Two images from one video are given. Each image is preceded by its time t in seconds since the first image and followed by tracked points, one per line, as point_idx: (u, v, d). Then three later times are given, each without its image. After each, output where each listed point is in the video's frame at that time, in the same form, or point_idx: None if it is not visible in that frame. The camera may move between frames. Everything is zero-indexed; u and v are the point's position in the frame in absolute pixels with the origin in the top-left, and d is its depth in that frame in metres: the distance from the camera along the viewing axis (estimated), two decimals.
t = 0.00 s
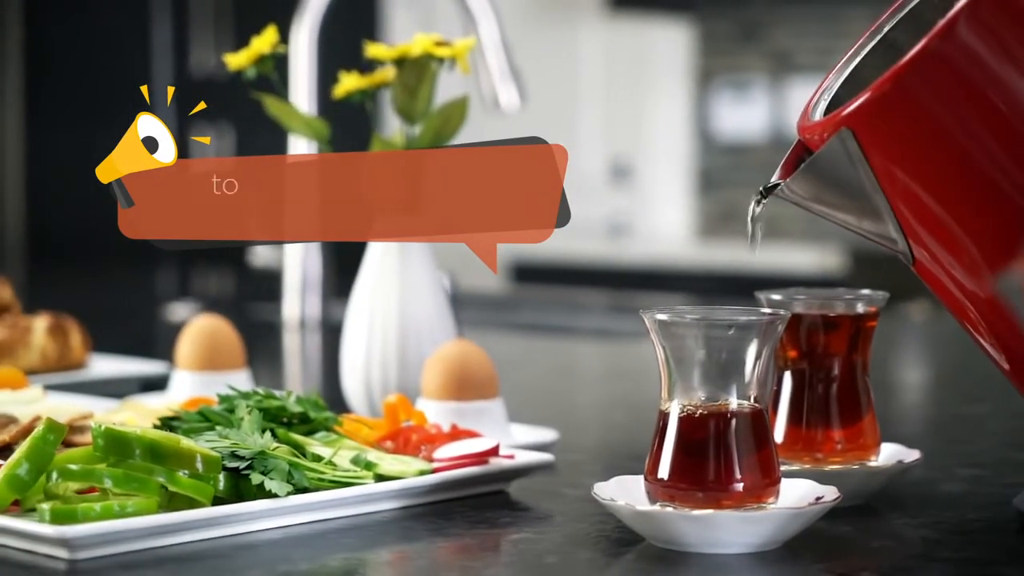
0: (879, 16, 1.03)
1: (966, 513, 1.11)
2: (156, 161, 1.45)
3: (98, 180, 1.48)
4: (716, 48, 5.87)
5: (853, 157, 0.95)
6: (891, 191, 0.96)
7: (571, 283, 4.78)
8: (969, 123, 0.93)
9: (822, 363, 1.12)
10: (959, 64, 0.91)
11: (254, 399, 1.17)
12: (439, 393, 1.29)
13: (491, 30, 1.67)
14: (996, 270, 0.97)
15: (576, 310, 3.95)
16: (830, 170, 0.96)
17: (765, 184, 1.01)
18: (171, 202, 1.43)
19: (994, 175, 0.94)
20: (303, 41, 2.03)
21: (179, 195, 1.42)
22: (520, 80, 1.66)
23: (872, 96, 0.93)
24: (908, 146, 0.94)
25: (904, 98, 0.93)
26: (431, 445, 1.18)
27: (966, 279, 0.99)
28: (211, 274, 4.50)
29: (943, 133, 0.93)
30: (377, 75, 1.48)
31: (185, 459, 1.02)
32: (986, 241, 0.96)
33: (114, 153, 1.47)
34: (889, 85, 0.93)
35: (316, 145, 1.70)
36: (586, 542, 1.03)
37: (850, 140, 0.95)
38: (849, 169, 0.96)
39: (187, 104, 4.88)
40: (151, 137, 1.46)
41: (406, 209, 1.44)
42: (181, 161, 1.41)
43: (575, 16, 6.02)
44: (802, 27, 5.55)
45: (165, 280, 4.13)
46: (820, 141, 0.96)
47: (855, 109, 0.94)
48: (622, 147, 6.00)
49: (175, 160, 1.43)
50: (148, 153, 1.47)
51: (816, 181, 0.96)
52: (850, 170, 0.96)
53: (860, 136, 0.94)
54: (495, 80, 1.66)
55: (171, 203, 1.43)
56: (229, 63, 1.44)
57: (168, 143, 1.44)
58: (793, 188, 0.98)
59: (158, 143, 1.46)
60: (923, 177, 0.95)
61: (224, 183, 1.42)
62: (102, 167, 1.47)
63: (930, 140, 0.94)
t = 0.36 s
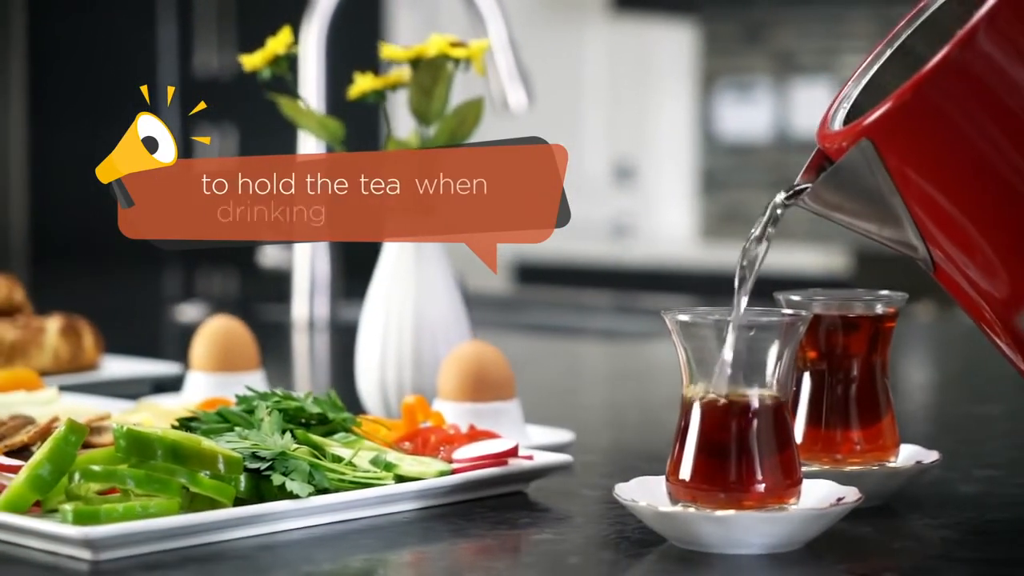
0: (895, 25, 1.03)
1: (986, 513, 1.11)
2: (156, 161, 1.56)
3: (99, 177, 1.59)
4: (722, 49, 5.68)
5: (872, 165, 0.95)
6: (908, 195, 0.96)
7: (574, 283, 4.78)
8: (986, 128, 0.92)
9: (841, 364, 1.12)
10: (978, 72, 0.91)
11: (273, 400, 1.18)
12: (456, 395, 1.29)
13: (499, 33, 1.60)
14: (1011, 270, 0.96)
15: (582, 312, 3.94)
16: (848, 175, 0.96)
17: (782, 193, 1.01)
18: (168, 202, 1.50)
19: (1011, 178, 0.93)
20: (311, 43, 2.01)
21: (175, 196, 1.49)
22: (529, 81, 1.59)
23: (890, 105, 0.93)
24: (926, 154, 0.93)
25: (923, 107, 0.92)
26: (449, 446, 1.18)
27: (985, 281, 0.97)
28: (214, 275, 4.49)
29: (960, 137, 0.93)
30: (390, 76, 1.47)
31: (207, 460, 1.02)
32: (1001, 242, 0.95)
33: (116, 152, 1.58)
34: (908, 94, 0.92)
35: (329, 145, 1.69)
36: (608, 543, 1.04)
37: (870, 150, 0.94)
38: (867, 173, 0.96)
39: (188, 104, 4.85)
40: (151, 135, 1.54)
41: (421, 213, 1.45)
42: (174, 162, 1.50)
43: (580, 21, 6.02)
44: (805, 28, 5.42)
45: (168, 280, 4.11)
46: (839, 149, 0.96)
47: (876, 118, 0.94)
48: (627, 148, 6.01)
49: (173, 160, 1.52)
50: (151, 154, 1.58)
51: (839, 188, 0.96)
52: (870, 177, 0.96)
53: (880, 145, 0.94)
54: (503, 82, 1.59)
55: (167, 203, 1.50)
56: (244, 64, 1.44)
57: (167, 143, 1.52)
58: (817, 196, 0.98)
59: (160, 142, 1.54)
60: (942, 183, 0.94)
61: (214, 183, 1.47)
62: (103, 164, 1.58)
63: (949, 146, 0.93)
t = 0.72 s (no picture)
0: (924, 21, 1.04)
1: (1006, 515, 1.11)
2: (156, 160, 1.64)
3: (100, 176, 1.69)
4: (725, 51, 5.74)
5: (904, 160, 0.97)
6: (939, 189, 0.98)
7: (579, 283, 4.79)
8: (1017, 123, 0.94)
9: (860, 365, 1.12)
10: (1010, 68, 0.93)
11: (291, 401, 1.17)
12: (473, 396, 1.30)
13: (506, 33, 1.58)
14: None
15: (588, 312, 3.94)
16: (880, 171, 0.99)
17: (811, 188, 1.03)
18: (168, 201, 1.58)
19: None
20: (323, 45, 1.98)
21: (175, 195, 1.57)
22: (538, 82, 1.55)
23: (922, 101, 0.95)
24: (956, 150, 0.95)
25: (954, 103, 0.95)
26: (468, 447, 1.18)
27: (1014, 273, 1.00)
28: (219, 275, 4.50)
29: (992, 132, 0.95)
30: (405, 77, 1.46)
31: (228, 460, 1.02)
32: None
33: (116, 151, 1.68)
34: (941, 89, 0.95)
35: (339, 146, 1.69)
36: (629, 544, 1.04)
37: (901, 144, 0.97)
38: (898, 169, 0.98)
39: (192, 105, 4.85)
40: (150, 135, 1.63)
41: (432, 213, 1.43)
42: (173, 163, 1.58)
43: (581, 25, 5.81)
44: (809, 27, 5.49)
45: (175, 280, 4.12)
46: (870, 145, 0.99)
47: (908, 113, 0.96)
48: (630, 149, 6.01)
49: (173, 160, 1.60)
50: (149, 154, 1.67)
51: (868, 183, 0.99)
52: (900, 172, 0.98)
53: (911, 140, 0.96)
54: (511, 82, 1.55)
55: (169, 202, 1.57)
56: (258, 64, 1.44)
57: (167, 144, 1.60)
58: (847, 191, 1.01)
59: (159, 142, 1.63)
60: (972, 177, 0.96)
61: (214, 183, 1.54)
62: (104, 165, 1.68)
63: (981, 141, 0.95)
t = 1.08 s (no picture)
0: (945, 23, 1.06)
1: None
2: (156, 160, 1.70)
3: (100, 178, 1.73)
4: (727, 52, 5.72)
5: (927, 160, 0.99)
6: (962, 189, 1.00)
7: (584, 283, 4.78)
8: None
9: (880, 366, 1.12)
10: None
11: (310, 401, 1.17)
12: (489, 396, 1.30)
13: (517, 36, 1.59)
14: None
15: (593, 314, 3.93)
16: (904, 172, 1.01)
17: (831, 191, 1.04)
18: (171, 201, 1.63)
19: None
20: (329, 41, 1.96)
21: (178, 196, 1.62)
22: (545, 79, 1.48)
23: (945, 101, 0.97)
24: (980, 150, 0.97)
25: (979, 103, 0.96)
26: (487, 447, 1.18)
27: None
28: (222, 276, 4.49)
29: (1015, 132, 0.97)
30: (421, 78, 1.46)
31: (250, 461, 1.02)
32: None
33: (115, 153, 1.74)
34: (965, 90, 0.96)
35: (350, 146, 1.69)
36: (651, 545, 1.04)
37: (926, 145, 0.98)
38: (921, 168, 1.00)
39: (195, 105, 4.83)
40: (150, 135, 1.69)
41: (453, 214, 1.45)
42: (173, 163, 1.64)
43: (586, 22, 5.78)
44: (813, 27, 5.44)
45: (180, 280, 4.11)
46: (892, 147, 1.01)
47: (930, 115, 0.98)
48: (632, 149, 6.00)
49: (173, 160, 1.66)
50: (150, 154, 1.73)
51: (892, 185, 1.01)
52: (924, 173, 1.00)
53: (936, 140, 0.98)
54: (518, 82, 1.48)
55: (171, 201, 1.63)
56: (274, 65, 1.45)
57: (166, 144, 1.67)
58: (870, 194, 1.02)
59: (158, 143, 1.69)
60: (994, 178, 0.99)
61: (214, 183, 1.58)
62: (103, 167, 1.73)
63: (1004, 141, 0.97)
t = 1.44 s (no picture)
0: (971, 22, 1.07)
1: None
2: (156, 161, 1.66)
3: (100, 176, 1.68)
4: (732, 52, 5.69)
5: (949, 157, 0.99)
6: (983, 188, 1.00)
7: (590, 281, 4.79)
8: None
9: (899, 366, 1.12)
10: None
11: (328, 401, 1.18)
12: (506, 396, 1.30)
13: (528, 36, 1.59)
14: None
15: (599, 316, 3.93)
16: (924, 169, 1.01)
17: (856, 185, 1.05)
18: (170, 203, 1.60)
19: None
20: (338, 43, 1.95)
21: (177, 196, 1.59)
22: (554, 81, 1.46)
23: (965, 96, 0.97)
24: (999, 148, 0.98)
25: (999, 99, 0.96)
26: (506, 447, 1.18)
27: None
28: (226, 277, 4.49)
29: None
30: (436, 77, 1.46)
31: (272, 461, 1.02)
32: None
33: (116, 152, 1.68)
34: (985, 86, 0.96)
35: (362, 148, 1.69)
36: (674, 545, 1.04)
37: (946, 139, 0.98)
38: (942, 166, 1.01)
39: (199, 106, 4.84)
40: (150, 136, 1.65)
41: (461, 215, 1.43)
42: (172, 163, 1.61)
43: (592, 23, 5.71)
44: (818, 28, 5.40)
45: (185, 281, 4.11)
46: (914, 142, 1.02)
47: (952, 110, 0.97)
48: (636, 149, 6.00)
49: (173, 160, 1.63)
50: (150, 155, 1.68)
51: (911, 181, 1.02)
52: (946, 170, 1.01)
53: (956, 136, 0.98)
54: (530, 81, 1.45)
55: (170, 202, 1.60)
56: (288, 64, 1.45)
57: (166, 144, 1.63)
58: (889, 187, 1.04)
59: (161, 143, 1.64)
60: (1013, 177, 0.99)
61: (214, 182, 1.56)
62: (104, 165, 1.68)
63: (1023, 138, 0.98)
